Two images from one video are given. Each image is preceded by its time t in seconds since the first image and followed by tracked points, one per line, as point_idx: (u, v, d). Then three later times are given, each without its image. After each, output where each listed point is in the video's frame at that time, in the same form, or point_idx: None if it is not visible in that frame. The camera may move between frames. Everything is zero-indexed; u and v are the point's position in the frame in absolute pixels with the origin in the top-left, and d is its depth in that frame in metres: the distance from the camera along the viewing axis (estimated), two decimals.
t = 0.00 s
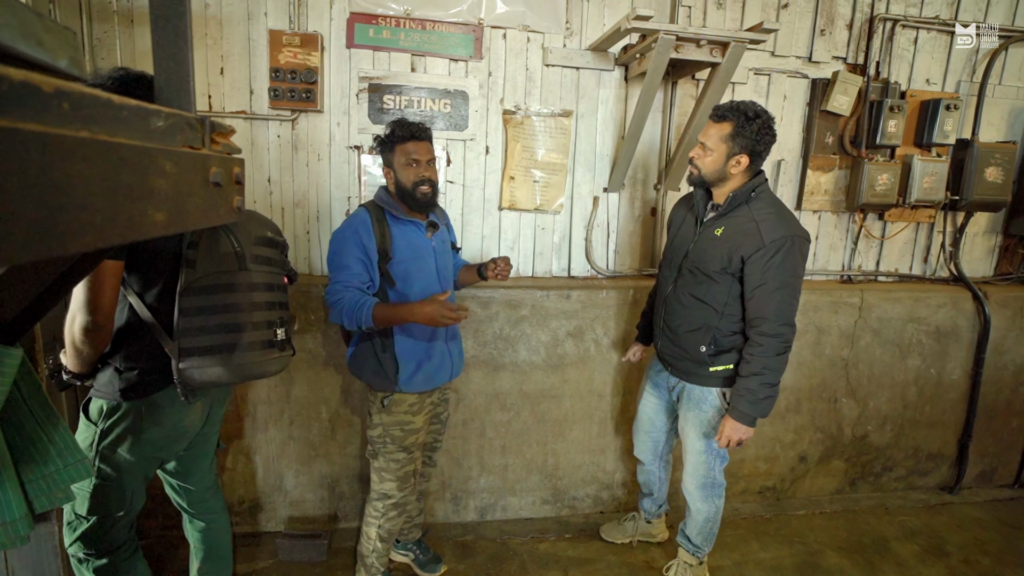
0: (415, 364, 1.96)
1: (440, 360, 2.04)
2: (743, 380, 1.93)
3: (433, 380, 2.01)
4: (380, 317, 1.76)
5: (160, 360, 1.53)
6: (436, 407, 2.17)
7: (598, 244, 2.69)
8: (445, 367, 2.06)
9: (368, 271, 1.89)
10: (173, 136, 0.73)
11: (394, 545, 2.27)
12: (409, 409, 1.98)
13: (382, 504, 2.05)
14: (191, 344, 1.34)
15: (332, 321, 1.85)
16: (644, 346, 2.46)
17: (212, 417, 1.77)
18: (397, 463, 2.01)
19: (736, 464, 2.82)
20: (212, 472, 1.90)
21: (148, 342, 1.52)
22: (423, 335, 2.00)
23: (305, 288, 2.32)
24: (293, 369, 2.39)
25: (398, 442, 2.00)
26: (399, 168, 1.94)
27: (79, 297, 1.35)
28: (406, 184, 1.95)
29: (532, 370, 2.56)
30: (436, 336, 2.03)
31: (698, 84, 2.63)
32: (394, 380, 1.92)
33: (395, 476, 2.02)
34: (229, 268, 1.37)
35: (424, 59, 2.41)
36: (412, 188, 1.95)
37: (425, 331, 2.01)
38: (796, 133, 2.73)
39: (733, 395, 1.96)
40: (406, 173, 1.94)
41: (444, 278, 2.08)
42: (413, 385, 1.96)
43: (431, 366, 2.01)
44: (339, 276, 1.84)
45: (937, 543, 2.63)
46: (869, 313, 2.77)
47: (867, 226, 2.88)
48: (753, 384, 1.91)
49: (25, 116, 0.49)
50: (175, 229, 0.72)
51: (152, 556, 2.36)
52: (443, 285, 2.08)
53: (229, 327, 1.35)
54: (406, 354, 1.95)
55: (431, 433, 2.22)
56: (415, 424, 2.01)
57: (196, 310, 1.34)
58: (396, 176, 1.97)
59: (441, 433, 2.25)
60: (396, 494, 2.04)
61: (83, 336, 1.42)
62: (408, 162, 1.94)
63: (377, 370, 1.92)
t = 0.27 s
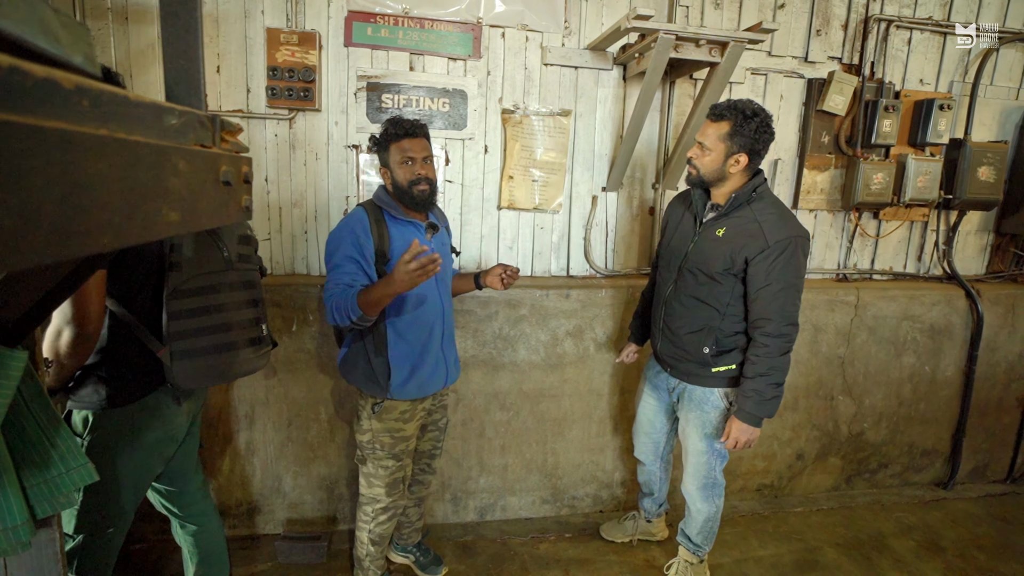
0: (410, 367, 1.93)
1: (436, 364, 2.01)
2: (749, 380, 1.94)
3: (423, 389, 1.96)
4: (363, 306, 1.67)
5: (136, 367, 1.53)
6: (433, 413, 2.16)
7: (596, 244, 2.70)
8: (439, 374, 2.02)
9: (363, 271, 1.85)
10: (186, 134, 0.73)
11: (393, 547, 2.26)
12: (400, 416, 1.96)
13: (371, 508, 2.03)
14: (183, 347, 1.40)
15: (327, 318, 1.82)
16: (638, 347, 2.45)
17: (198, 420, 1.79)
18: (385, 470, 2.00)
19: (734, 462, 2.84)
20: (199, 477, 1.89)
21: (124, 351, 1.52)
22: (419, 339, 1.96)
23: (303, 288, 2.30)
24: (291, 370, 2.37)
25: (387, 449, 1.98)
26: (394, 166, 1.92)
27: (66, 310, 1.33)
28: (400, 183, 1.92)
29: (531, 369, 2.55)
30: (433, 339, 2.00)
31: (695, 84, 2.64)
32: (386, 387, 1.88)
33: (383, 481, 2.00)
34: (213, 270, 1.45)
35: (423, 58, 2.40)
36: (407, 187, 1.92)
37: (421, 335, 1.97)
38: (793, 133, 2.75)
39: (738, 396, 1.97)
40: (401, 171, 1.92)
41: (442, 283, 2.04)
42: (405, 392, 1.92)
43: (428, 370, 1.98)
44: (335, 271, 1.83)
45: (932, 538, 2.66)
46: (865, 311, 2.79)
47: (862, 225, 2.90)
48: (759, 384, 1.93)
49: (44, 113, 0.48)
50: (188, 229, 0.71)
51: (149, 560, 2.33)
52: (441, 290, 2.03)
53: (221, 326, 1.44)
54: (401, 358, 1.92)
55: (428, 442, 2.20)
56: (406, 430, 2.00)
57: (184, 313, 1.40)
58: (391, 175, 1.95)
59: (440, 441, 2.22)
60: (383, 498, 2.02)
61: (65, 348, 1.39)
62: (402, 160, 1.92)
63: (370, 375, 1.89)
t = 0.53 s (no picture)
0: (407, 369, 1.92)
1: (434, 366, 2.00)
2: (753, 379, 1.94)
3: (419, 393, 1.95)
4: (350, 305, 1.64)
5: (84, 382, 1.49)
6: (432, 416, 2.15)
7: (597, 243, 2.70)
8: (436, 377, 2.01)
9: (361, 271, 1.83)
10: (197, 130, 0.73)
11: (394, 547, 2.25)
12: (396, 418, 1.96)
13: (370, 510, 2.02)
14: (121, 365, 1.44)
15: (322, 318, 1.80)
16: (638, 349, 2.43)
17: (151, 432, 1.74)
18: (382, 473, 1.99)
19: (734, 461, 2.84)
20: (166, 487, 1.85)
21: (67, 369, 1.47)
22: (417, 341, 1.95)
23: (304, 288, 2.29)
24: (292, 370, 2.37)
25: (384, 451, 1.97)
26: (392, 165, 1.92)
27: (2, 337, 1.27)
28: (398, 181, 1.92)
29: (533, 368, 2.55)
30: (431, 341, 1.98)
31: (696, 83, 2.64)
32: (380, 389, 1.88)
33: (381, 484, 1.99)
34: (157, 288, 1.45)
35: (424, 57, 2.40)
36: (404, 185, 1.92)
37: (419, 337, 1.96)
38: (793, 132, 2.75)
39: (743, 395, 1.97)
40: (398, 170, 1.91)
41: (440, 284, 2.03)
42: (399, 397, 1.92)
43: (426, 372, 1.97)
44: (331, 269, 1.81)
45: (932, 536, 2.67)
46: (865, 309, 2.80)
47: (861, 224, 2.91)
48: (764, 383, 1.93)
49: (57, 107, 0.48)
50: (198, 226, 0.71)
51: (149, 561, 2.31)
52: (439, 292, 2.02)
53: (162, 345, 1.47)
54: (399, 360, 1.91)
55: (429, 446, 2.18)
56: (402, 435, 1.99)
57: (126, 331, 1.44)
58: (390, 174, 1.95)
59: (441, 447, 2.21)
60: (381, 500, 2.01)
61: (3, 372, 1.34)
62: (399, 159, 1.92)
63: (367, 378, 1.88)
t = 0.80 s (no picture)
0: (401, 369, 1.92)
1: (429, 366, 1.99)
2: (751, 376, 1.94)
3: (412, 393, 1.95)
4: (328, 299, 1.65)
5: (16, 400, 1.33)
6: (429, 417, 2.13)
7: (595, 242, 2.70)
8: (431, 377, 2.00)
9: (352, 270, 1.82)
10: (194, 126, 0.72)
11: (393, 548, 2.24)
12: (391, 418, 1.95)
13: (366, 511, 2.01)
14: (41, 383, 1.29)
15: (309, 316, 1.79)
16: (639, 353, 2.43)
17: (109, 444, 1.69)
18: (376, 474, 1.98)
19: (733, 460, 2.84)
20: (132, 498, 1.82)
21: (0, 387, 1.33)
22: (410, 341, 1.94)
23: (301, 288, 2.28)
24: (289, 370, 2.35)
25: (379, 452, 1.97)
26: (385, 164, 1.90)
27: None
28: (389, 180, 1.91)
29: (531, 368, 2.55)
30: (425, 342, 1.97)
31: (693, 82, 2.64)
32: (374, 390, 1.87)
33: (376, 485, 1.98)
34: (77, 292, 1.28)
35: (421, 56, 2.39)
36: (394, 184, 1.90)
37: (412, 337, 1.95)
38: (790, 131, 2.76)
39: (741, 392, 1.96)
40: (390, 169, 1.89)
41: (434, 284, 2.01)
42: (393, 396, 1.92)
43: (421, 373, 1.96)
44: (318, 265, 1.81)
45: (930, 533, 2.68)
46: (862, 308, 2.81)
47: (858, 222, 2.91)
48: (762, 379, 1.92)
49: (52, 100, 0.47)
50: (196, 222, 0.70)
51: (145, 563, 2.30)
52: (433, 291, 2.01)
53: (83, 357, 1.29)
54: (391, 361, 1.91)
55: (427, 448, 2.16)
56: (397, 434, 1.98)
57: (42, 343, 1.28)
58: (382, 173, 1.94)
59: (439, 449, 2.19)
60: (376, 501, 2.00)
61: None
62: (392, 158, 1.89)
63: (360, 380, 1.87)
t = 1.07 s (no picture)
0: (396, 367, 1.93)
1: (423, 365, 1.99)
2: (745, 373, 1.94)
3: (407, 391, 1.94)
4: (315, 292, 1.65)
5: None
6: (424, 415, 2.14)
7: (592, 241, 2.70)
8: (425, 376, 1.99)
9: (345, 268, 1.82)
10: (187, 123, 0.72)
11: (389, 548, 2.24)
12: (384, 416, 1.95)
13: (361, 510, 2.01)
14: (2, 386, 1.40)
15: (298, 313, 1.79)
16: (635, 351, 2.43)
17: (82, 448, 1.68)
18: (370, 471, 1.98)
19: (730, 458, 2.85)
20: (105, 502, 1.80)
21: None
22: (403, 339, 1.94)
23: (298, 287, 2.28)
24: (286, 369, 2.35)
25: (373, 450, 1.96)
26: (378, 163, 1.90)
27: None
28: (383, 180, 1.90)
29: (529, 367, 2.55)
30: (419, 340, 1.97)
31: (690, 81, 2.64)
32: (367, 388, 1.88)
33: (369, 483, 1.98)
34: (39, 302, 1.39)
35: (418, 54, 2.39)
36: (387, 182, 1.89)
37: (405, 335, 1.94)
38: (787, 130, 2.76)
39: (735, 390, 1.97)
40: (383, 168, 1.89)
41: (427, 282, 2.00)
42: (388, 394, 1.92)
43: (415, 371, 1.96)
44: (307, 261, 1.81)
45: (927, 532, 2.68)
46: (859, 306, 2.81)
47: (855, 221, 2.92)
48: (756, 376, 1.92)
49: (37, 95, 0.48)
50: (189, 218, 0.70)
51: (142, 562, 2.29)
52: (426, 290, 2.00)
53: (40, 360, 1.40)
54: (386, 359, 1.91)
55: (421, 446, 2.16)
56: (391, 431, 1.98)
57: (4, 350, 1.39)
58: (376, 172, 1.93)
59: (433, 445, 2.19)
60: (370, 500, 2.00)
61: None
62: (386, 157, 1.89)
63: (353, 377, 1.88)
